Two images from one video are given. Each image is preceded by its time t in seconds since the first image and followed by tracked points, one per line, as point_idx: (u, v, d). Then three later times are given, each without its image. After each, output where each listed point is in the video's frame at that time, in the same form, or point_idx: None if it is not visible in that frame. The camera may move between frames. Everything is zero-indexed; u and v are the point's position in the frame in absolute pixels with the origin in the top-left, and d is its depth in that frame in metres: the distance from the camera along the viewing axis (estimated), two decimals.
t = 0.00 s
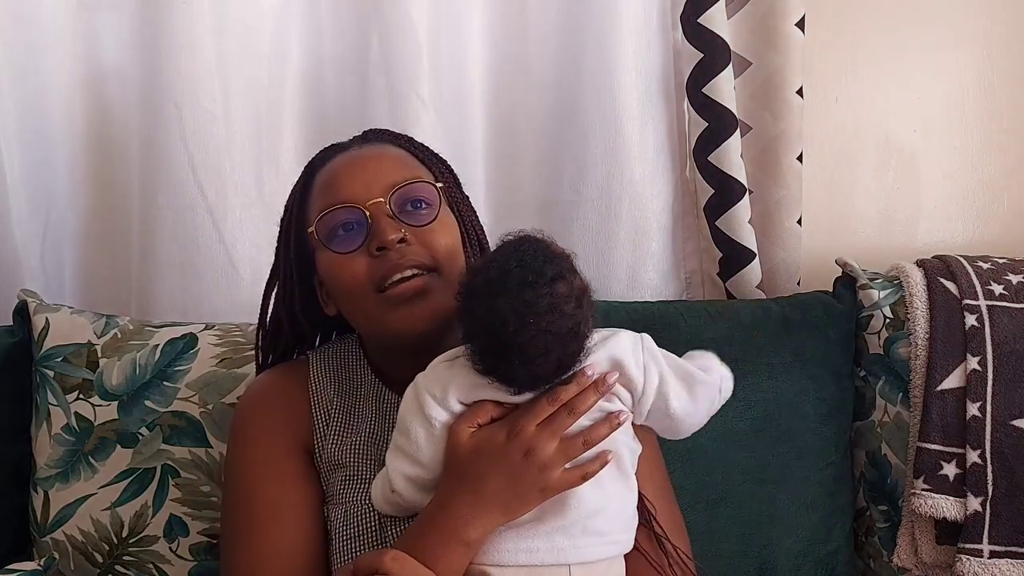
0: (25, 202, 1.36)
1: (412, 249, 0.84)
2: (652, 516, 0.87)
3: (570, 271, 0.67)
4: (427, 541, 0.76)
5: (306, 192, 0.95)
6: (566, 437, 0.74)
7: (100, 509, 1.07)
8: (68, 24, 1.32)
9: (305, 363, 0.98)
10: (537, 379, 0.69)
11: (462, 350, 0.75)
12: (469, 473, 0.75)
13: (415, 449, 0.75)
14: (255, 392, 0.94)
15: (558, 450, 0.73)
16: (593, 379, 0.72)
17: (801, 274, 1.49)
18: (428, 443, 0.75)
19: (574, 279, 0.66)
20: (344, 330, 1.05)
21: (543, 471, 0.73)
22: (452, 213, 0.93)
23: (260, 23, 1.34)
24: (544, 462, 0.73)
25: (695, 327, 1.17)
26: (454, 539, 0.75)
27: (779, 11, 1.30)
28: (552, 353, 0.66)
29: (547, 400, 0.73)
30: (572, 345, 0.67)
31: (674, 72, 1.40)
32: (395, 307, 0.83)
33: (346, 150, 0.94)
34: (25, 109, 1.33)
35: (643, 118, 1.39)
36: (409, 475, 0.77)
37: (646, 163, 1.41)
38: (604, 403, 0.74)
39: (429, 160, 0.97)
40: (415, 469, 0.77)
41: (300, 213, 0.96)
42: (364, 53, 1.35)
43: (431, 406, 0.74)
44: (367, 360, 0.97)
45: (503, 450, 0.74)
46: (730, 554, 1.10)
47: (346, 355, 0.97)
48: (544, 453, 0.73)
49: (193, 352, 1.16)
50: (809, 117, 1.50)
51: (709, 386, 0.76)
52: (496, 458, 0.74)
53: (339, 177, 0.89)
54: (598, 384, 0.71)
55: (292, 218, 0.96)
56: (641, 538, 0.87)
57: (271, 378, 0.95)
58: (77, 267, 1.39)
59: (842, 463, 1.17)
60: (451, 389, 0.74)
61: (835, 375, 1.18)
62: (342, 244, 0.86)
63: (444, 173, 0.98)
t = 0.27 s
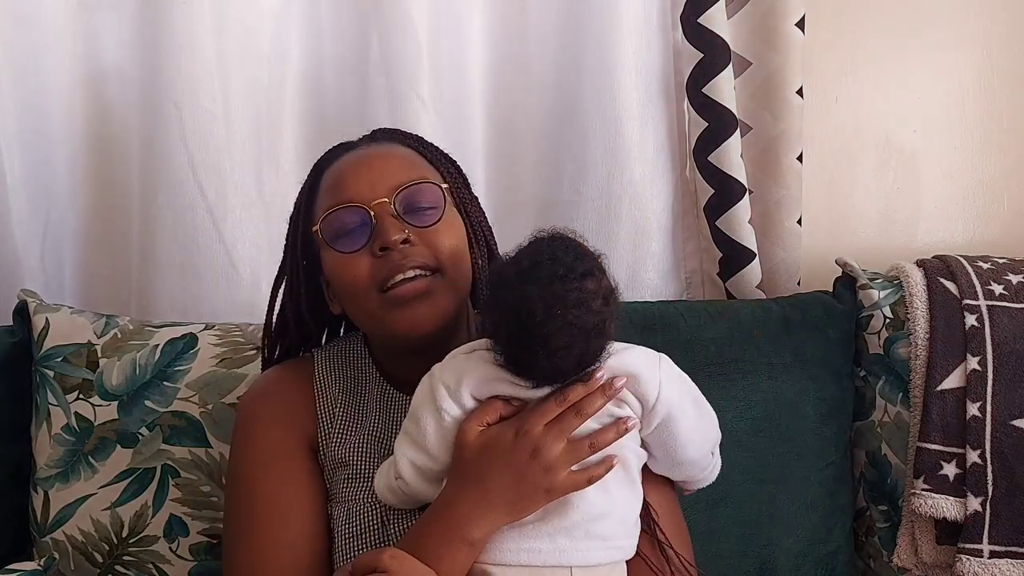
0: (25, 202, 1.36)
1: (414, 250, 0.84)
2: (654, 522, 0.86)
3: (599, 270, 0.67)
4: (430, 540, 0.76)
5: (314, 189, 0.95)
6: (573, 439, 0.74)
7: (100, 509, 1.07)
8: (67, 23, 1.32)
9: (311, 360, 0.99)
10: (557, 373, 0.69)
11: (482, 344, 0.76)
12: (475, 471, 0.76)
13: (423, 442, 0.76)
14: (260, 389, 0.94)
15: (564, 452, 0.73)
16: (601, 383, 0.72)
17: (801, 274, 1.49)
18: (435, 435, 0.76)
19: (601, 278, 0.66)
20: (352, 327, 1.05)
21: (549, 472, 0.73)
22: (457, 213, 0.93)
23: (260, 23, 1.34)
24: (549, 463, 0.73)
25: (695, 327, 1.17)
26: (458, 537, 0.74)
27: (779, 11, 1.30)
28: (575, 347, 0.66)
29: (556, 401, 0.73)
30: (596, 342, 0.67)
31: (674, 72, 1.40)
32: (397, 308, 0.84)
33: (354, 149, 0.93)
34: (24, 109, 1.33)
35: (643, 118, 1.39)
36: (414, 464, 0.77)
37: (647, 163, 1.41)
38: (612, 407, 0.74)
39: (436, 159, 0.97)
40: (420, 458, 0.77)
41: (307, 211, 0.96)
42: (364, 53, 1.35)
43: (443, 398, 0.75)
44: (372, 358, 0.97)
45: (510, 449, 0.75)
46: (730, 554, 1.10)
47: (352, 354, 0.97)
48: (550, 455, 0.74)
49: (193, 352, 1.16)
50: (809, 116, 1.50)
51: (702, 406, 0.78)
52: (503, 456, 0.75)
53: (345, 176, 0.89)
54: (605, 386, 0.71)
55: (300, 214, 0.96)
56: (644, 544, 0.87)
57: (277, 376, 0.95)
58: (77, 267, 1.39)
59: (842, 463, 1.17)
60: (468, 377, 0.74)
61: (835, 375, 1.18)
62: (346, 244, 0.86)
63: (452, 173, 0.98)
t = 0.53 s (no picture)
0: (25, 202, 1.36)
1: (417, 257, 0.84)
2: (657, 521, 0.87)
3: (594, 266, 0.67)
4: (437, 540, 0.75)
5: (322, 188, 0.94)
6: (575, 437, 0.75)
7: (100, 509, 1.07)
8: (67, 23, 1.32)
9: (314, 359, 0.99)
10: (543, 363, 0.69)
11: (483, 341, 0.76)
12: (479, 472, 0.75)
13: (424, 438, 0.76)
14: (263, 389, 0.94)
15: (567, 451, 0.74)
16: (599, 380, 0.73)
17: (801, 274, 1.49)
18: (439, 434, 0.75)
19: (593, 272, 0.67)
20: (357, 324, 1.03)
21: (553, 471, 0.73)
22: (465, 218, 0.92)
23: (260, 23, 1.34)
24: (553, 462, 0.73)
25: (695, 327, 1.17)
26: (464, 538, 0.74)
27: (780, 11, 1.30)
28: (561, 337, 0.66)
29: (556, 397, 0.73)
30: (583, 333, 0.67)
31: (674, 72, 1.40)
32: (397, 314, 0.84)
33: (363, 149, 0.92)
34: (25, 109, 1.33)
35: (643, 118, 1.39)
36: (410, 449, 0.77)
37: (647, 163, 1.41)
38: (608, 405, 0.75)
39: (444, 160, 0.96)
40: (420, 452, 0.77)
41: (315, 209, 0.95)
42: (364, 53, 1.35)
43: (444, 398, 0.75)
44: (375, 357, 0.97)
45: (513, 448, 0.75)
46: (730, 554, 1.10)
47: (355, 352, 0.97)
48: (554, 454, 0.74)
49: (193, 352, 1.16)
50: (809, 116, 1.50)
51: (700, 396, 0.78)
52: (506, 457, 0.75)
53: (351, 179, 0.88)
54: (604, 381, 0.72)
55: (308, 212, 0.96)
56: (646, 541, 0.87)
57: (283, 376, 0.95)
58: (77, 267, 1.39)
59: (842, 463, 1.17)
60: (471, 372, 0.74)
61: (835, 375, 1.18)
62: (350, 249, 0.85)
63: (460, 175, 0.97)
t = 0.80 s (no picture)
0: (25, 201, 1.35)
1: (420, 267, 0.83)
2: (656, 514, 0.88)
3: (575, 243, 0.73)
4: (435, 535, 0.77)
5: (326, 190, 0.94)
6: (568, 426, 0.77)
7: (100, 509, 1.07)
8: (67, 24, 1.32)
9: (314, 360, 0.98)
10: (528, 335, 0.71)
11: (472, 336, 0.79)
12: (473, 462, 0.77)
13: (421, 427, 0.80)
14: (265, 388, 0.94)
15: (559, 440, 0.76)
16: (590, 368, 0.75)
17: (801, 274, 1.49)
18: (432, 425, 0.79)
19: (572, 245, 0.72)
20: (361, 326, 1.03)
21: (546, 460, 0.75)
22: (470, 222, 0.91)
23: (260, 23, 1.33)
24: (545, 451, 0.75)
25: (695, 327, 1.17)
26: (459, 530, 0.76)
27: (779, 11, 1.30)
28: (544, 301, 0.69)
29: (545, 386, 0.75)
30: (566, 299, 0.70)
31: (674, 72, 1.40)
32: (399, 323, 0.84)
33: (367, 152, 0.92)
34: (24, 109, 1.33)
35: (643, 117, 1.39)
36: (407, 432, 0.81)
37: (648, 163, 1.41)
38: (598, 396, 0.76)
39: (450, 162, 0.95)
40: (415, 436, 0.81)
41: (320, 212, 0.95)
42: (364, 54, 1.35)
43: (436, 392, 0.78)
44: (376, 356, 0.97)
45: (506, 439, 0.77)
46: (731, 554, 1.10)
47: (356, 354, 0.97)
48: (546, 442, 0.76)
49: (193, 352, 1.16)
50: (809, 117, 1.50)
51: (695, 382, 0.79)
52: (498, 446, 0.76)
53: (356, 184, 0.88)
54: (595, 369, 0.74)
55: (313, 212, 0.96)
56: (644, 534, 0.87)
57: (284, 376, 0.95)
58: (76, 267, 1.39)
59: (842, 463, 1.17)
60: (464, 364, 0.76)
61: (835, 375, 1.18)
62: (352, 255, 0.85)
63: (466, 178, 0.96)
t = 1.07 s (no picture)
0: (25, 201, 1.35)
1: (423, 268, 0.83)
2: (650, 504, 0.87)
3: (556, 237, 0.76)
4: (429, 527, 0.76)
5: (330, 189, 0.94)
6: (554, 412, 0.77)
7: (100, 509, 1.07)
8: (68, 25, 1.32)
9: (314, 360, 0.99)
10: (514, 322, 0.73)
11: (459, 333, 0.81)
12: (462, 449, 0.77)
13: (410, 419, 0.81)
14: (265, 388, 0.94)
15: (546, 424, 0.76)
16: (573, 358, 0.77)
17: (801, 275, 1.49)
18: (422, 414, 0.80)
19: (553, 239, 0.74)
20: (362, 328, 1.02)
21: (533, 444, 0.75)
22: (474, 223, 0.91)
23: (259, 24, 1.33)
24: (533, 435, 0.76)
25: (695, 327, 1.17)
26: (450, 516, 0.76)
27: (780, 11, 1.30)
28: (530, 287, 0.71)
29: (530, 371, 0.76)
30: (550, 287, 0.72)
31: (674, 72, 1.40)
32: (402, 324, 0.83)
33: (371, 151, 0.92)
34: (24, 109, 1.33)
35: (643, 117, 1.39)
36: (396, 434, 0.82)
37: (649, 162, 1.40)
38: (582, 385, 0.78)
39: (455, 163, 0.95)
40: (405, 437, 0.82)
41: (324, 211, 0.95)
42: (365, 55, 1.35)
43: (425, 388, 0.79)
44: (374, 356, 0.98)
45: (493, 424, 0.77)
46: (730, 554, 1.10)
47: (353, 354, 0.97)
48: (532, 426, 0.76)
49: (193, 351, 1.16)
50: (809, 117, 1.50)
51: (679, 379, 0.81)
52: (487, 431, 0.76)
53: (360, 184, 0.88)
54: (579, 358, 0.76)
55: (318, 210, 0.96)
56: (638, 523, 0.87)
57: (285, 376, 0.95)
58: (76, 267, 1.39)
59: (842, 463, 1.17)
60: (452, 360, 0.78)
61: (835, 375, 1.18)
62: (356, 255, 0.85)
63: (469, 179, 0.96)
